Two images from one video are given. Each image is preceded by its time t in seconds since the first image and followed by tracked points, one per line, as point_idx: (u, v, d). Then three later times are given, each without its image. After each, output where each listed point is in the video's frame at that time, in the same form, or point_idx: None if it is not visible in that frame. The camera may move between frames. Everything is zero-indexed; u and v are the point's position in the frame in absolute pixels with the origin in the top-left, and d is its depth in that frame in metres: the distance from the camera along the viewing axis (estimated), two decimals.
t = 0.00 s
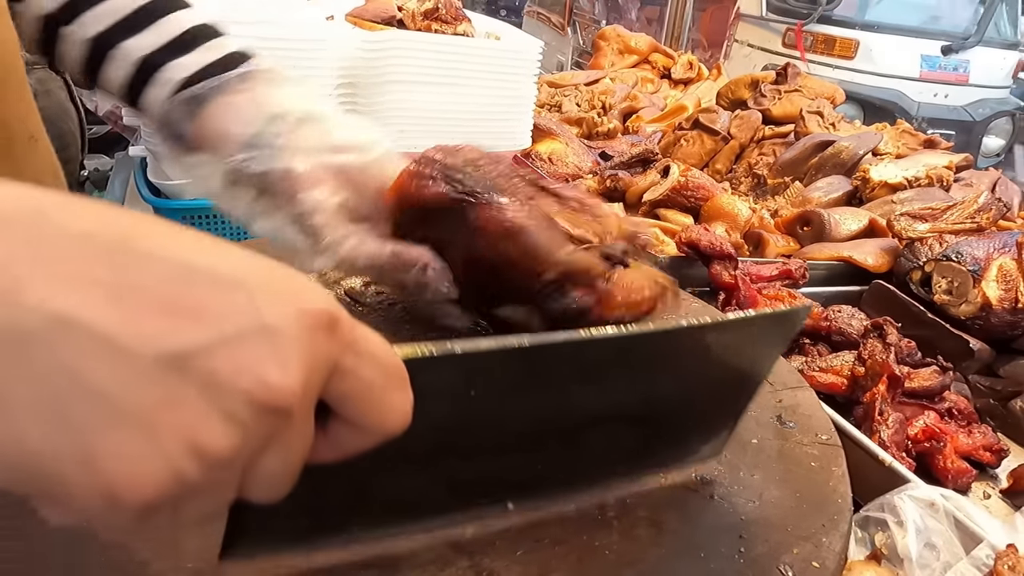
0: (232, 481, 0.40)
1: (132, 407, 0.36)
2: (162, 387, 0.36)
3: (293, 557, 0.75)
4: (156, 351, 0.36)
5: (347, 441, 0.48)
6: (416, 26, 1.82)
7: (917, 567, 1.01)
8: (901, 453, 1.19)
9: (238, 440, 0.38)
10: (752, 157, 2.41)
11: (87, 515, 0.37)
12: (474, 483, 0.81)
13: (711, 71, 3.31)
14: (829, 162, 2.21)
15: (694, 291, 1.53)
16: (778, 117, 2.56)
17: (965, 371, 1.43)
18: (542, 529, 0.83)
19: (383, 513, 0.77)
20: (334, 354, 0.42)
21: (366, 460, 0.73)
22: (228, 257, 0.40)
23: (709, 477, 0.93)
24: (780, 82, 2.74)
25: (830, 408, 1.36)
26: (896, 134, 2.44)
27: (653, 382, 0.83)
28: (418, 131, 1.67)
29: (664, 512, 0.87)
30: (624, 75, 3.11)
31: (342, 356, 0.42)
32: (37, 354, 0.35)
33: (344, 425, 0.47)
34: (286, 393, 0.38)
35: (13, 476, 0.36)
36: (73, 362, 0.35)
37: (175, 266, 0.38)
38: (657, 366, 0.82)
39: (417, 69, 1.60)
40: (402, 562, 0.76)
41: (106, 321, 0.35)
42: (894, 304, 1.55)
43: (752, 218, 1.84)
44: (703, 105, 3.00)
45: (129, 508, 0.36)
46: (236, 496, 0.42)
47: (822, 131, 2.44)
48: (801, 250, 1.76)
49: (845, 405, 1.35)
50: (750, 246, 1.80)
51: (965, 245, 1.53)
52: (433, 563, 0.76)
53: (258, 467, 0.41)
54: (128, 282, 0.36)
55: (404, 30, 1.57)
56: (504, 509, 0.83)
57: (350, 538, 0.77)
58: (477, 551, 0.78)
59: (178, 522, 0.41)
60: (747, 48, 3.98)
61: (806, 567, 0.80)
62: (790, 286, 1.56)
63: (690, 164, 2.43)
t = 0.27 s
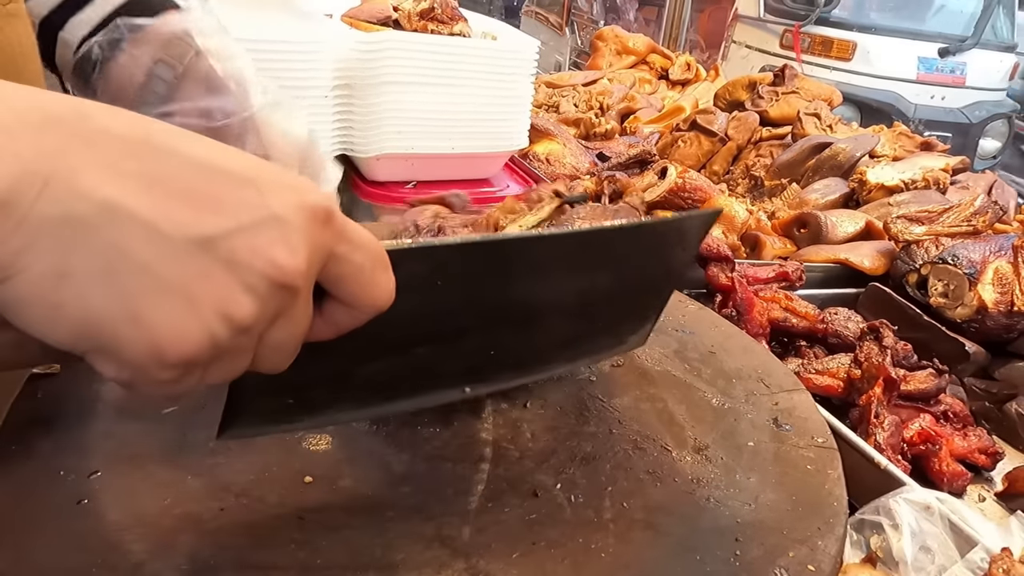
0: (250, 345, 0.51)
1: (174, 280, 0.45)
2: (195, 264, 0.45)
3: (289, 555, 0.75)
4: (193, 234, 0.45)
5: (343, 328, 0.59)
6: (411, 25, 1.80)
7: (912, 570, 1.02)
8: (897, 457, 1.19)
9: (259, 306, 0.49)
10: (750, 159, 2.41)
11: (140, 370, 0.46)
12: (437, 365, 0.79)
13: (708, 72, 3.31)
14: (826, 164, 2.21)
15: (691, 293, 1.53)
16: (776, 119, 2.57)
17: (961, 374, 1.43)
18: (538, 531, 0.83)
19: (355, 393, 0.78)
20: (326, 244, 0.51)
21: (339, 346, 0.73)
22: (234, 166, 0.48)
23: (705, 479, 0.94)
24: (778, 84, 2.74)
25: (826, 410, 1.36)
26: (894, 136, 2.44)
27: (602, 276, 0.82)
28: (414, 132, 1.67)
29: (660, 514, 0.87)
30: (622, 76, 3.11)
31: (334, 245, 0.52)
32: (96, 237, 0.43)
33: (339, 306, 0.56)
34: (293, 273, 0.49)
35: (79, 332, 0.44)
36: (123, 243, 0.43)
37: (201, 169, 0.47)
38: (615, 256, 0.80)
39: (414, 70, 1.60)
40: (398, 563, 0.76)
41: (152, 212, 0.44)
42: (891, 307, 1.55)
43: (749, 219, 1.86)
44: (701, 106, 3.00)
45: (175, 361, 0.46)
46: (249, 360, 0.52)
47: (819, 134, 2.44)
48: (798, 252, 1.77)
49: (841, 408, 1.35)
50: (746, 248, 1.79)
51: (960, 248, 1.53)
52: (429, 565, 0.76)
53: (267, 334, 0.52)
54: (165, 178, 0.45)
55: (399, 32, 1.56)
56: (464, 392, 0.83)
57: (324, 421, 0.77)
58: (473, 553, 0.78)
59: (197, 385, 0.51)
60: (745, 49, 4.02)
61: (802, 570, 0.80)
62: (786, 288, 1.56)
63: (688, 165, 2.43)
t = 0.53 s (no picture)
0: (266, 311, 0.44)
1: (177, 232, 0.38)
2: (196, 212, 0.38)
3: (290, 555, 0.75)
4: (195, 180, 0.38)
5: (360, 301, 0.52)
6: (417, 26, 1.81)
7: (914, 571, 1.02)
8: (898, 458, 1.20)
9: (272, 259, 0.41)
10: (751, 159, 2.42)
11: (148, 338, 0.39)
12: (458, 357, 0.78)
13: (710, 72, 3.30)
14: (827, 165, 2.21)
15: (692, 294, 1.53)
16: (777, 120, 2.57)
17: (961, 375, 1.43)
18: (539, 532, 0.83)
19: (377, 394, 0.75)
20: (335, 197, 0.45)
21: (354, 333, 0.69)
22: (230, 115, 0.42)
23: (706, 480, 0.94)
24: (779, 84, 2.73)
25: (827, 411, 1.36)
26: (895, 137, 2.44)
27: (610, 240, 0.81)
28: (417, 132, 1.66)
29: (662, 515, 0.87)
30: (624, 77, 3.11)
31: (344, 199, 0.46)
32: (89, 185, 0.36)
33: (354, 272, 0.50)
34: (304, 219, 0.41)
35: (76, 294, 0.37)
36: (122, 192, 0.37)
37: (189, 112, 0.39)
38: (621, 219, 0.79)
39: (417, 69, 1.60)
40: (399, 563, 0.76)
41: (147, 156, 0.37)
42: (893, 309, 1.54)
43: (750, 221, 1.87)
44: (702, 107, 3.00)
45: (185, 320, 0.39)
46: (266, 332, 0.46)
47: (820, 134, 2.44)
48: (800, 253, 1.77)
49: (842, 409, 1.35)
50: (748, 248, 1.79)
51: (962, 250, 1.53)
52: (430, 565, 0.76)
53: (281, 301, 0.45)
54: (154, 121, 0.38)
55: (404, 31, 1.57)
56: (486, 388, 0.82)
57: (346, 427, 0.74)
58: (474, 554, 0.78)
59: (215, 362, 0.44)
60: (747, 49, 4.01)
61: (803, 572, 0.81)
62: (788, 289, 1.56)
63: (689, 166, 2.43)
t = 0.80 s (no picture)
0: (243, 153, 0.42)
1: (137, 47, 0.36)
2: (158, 30, 0.37)
3: (291, 554, 0.75)
4: None
5: (349, 158, 0.50)
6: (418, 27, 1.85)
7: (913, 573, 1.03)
8: (898, 460, 1.20)
9: (249, 87, 0.40)
10: (752, 161, 2.42)
11: (115, 176, 0.37)
12: (456, 234, 0.70)
13: (712, 74, 3.30)
14: (828, 167, 2.21)
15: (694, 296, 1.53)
16: (778, 122, 2.58)
17: (962, 378, 1.44)
18: (540, 532, 0.83)
19: (372, 277, 0.66)
20: (315, 31, 0.44)
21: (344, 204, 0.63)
22: None
23: (707, 481, 0.94)
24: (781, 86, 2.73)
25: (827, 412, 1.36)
26: (896, 139, 2.44)
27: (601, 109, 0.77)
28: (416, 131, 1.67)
29: (662, 516, 0.87)
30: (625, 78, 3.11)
31: (323, 33, 0.45)
32: None
33: (340, 126, 0.49)
34: (285, 44, 0.41)
35: (28, 124, 0.34)
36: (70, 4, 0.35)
37: None
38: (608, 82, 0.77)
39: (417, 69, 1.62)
40: (401, 563, 0.77)
41: None
42: (893, 311, 1.54)
43: (751, 223, 1.87)
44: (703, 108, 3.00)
45: (156, 152, 0.37)
46: (244, 184, 0.44)
47: (821, 136, 2.45)
48: (800, 255, 1.77)
49: (842, 411, 1.35)
50: (749, 250, 1.80)
51: (963, 252, 1.53)
52: (430, 566, 0.77)
53: (262, 147, 0.43)
54: None
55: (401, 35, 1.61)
56: (487, 269, 0.72)
57: (342, 312, 0.65)
58: (474, 554, 0.79)
59: (191, 216, 0.42)
60: (748, 52, 4.01)
61: (802, 573, 0.81)
62: (788, 291, 1.56)
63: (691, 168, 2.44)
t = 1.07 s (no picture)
0: (280, 114, 0.46)
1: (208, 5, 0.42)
2: None
3: (288, 554, 0.76)
4: None
5: (359, 140, 0.52)
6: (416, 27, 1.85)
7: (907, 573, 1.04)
8: (893, 460, 1.21)
9: (295, 53, 0.45)
10: (749, 162, 2.43)
11: (170, 113, 0.42)
12: (429, 230, 0.73)
13: (709, 75, 3.30)
14: (825, 168, 2.22)
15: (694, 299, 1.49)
16: (775, 123, 2.59)
17: (958, 379, 1.44)
18: (536, 533, 0.83)
19: (353, 266, 0.70)
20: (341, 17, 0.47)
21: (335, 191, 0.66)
22: None
23: (702, 482, 0.94)
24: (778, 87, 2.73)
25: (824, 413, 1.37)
26: (892, 140, 2.45)
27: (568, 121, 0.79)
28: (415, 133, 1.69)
29: (658, 517, 0.88)
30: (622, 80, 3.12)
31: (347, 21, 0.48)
32: None
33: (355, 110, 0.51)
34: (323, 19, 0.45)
35: (107, 60, 0.40)
36: None
37: None
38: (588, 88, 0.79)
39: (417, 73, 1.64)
40: (397, 563, 0.77)
41: None
42: (890, 312, 1.55)
43: (748, 224, 1.87)
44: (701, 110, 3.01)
45: (215, 96, 0.42)
46: (277, 146, 0.47)
47: (818, 137, 2.45)
48: (797, 256, 1.77)
49: (839, 412, 1.36)
50: (746, 252, 1.81)
51: (958, 254, 1.53)
52: (427, 565, 0.77)
53: (291, 115, 0.46)
54: None
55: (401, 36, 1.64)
56: (455, 270, 0.76)
57: (325, 299, 0.70)
58: (471, 554, 0.79)
59: (227, 167, 0.46)
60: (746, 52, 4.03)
61: (797, 573, 0.81)
62: (785, 293, 1.57)
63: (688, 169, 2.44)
